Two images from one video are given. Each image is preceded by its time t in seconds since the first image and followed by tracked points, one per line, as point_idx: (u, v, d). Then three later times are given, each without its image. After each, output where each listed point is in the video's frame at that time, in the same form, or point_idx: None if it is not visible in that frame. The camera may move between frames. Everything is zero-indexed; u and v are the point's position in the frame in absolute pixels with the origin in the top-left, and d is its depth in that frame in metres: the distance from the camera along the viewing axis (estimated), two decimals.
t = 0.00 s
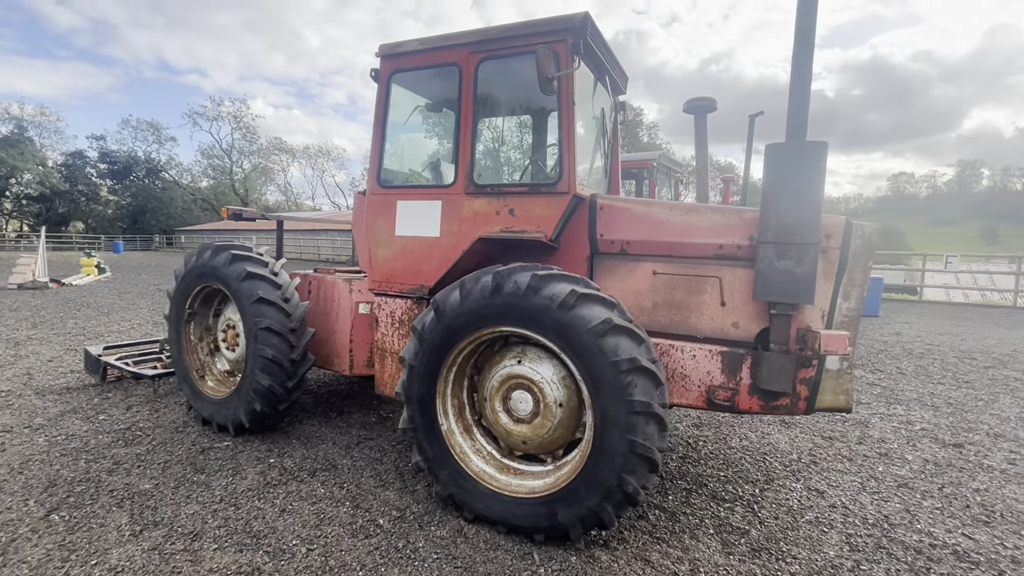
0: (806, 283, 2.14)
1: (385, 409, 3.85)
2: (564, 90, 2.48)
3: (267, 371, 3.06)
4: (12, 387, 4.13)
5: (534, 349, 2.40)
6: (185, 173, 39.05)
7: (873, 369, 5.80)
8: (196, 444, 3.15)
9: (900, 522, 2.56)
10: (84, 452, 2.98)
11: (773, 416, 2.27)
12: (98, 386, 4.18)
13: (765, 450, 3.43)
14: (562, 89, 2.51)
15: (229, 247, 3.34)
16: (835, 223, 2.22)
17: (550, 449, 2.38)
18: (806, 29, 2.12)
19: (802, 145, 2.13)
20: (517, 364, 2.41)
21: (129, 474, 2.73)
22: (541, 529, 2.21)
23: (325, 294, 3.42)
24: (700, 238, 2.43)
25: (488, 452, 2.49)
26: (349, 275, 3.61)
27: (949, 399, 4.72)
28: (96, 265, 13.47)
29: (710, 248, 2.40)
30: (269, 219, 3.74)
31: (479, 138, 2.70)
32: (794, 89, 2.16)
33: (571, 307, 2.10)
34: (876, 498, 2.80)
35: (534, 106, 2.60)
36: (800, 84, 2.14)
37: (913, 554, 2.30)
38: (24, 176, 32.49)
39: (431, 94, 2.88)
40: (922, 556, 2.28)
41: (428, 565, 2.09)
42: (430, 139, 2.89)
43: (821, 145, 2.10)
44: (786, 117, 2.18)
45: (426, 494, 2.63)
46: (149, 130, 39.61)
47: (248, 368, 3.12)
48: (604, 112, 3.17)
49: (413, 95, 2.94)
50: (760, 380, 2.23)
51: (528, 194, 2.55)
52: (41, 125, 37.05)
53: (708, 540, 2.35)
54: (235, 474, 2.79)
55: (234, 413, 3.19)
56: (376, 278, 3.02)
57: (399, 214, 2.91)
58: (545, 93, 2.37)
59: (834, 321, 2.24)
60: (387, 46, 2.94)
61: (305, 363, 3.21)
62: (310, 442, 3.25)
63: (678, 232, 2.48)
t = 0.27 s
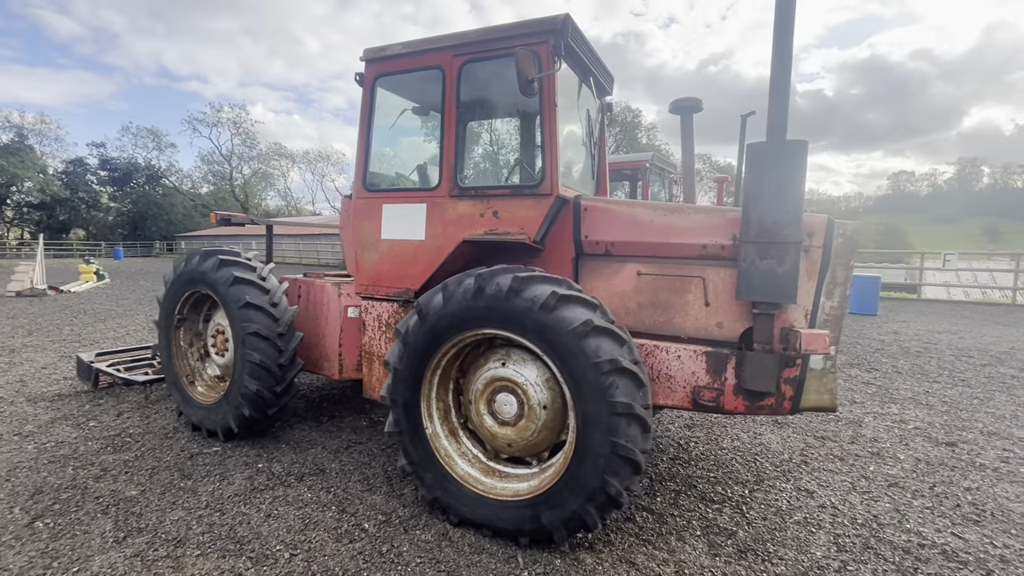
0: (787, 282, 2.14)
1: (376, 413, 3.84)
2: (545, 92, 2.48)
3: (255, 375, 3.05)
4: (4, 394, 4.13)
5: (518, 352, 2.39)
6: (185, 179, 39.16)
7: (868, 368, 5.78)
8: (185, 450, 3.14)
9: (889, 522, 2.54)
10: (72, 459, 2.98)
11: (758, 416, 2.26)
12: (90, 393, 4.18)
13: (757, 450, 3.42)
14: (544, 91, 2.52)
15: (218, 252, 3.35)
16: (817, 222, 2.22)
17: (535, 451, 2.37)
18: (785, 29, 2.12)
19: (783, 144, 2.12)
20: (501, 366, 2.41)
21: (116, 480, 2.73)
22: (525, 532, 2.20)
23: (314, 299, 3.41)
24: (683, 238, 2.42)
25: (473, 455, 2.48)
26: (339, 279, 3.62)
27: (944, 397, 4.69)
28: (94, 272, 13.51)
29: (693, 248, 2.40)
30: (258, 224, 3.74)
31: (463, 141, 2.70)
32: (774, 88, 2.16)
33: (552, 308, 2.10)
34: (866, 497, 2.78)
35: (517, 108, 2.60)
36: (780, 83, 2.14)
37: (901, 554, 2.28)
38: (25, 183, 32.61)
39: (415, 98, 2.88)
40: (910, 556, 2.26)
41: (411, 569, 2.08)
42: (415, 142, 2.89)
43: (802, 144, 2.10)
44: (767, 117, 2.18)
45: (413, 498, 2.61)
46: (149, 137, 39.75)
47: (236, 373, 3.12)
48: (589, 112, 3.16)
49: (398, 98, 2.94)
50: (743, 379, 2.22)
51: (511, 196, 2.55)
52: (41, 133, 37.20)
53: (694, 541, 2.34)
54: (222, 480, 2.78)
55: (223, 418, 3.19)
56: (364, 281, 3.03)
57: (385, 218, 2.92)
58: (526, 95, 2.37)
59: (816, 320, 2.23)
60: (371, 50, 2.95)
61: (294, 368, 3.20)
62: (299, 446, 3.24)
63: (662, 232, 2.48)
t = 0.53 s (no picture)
0: (772, 278, 2.13)
1: (368, 414, 3.83)
2: (528, 90, 2.48)
3: (243, 378, 3.05)
4: None
5: (503, 351, 2.38)
6: (184, 183, 39.22)
7: (865, 365, 5.75)
8: (175, 453, 3.13)
9: (879, 518, 2.52)
10: (61, 463, 2.97)
11: (744, 413, 2.24)
12: (82, 397, 4.18)
13: (749, 448, 3.40)
14: (527, 89, 2.51)
15: (206, 255, 3.35)
16: (801, 218, 2.22)
17: (521, 451, 2.36)
18: (767, 24, 2.12)
19: (765, 140, 2.11)
20: (486, 366, 2.40)
21: (104, 484, 2.72)
22: (511, 532, 2.19)
23: (303, 300, 3.39)
24: (669, 235, 2.41)
25: (460, 456, 2.47)
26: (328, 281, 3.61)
27: (939, 393, 4.67)
28: (93, 277, 13.53)
29: (679, 245, 2.39)
30: (247, 226, 3.74)
31: (447, 140, 2.69)
32: (756, 84, 2.15)
33: (535, 307, 2.09)
34: (857, 494, 2.76)
35: (500, 106, 2.60)
36: (762, 78, 2.13)
37: (890, 550, 2.26)
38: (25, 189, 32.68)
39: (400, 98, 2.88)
40: (899, 553, 2.25)
41: (396, 571, 2.07)
42: (400, 142, 2.89)
43: (784, 139, 2.08)
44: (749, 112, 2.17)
45: (401, 499, 2.60)
46: (148, 142, 39.79)
47: (225, 375, 3.11)
48: (575, 110, 3.15)
49: (384, 99, 2.94)
50: (730, 377, 2.20)
51: (496, 195, 2.54)
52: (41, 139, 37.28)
53: (682, 540, 2.32)
54: (210, 483, 2.77)
55: (213, 421, 3.18)
56: (351, 282, 3.02)
57: (371, 218, 2.91)
58: (508, 93, 2.37)
59: (802, 316, 2.22)
60: (357, 51, 2.95)
61: (283, 370, 3.19)
62: (289, 448, 3.23)
63: (647, 230, 2.47)
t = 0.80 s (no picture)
0: (760, 271, 2.11)
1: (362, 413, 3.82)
2: (515, 85, 2.47)
3: (235, 377, 3.04)
4: None
5: (492, 347, 2.37)
6: (184, 184, 39.24)
7: (862, 359, 5.73)
8: (167, 453, 3.13)
9: (872, 513, 2.51)
10: (52, 464, 2.97)
11: (735, 408, 2.23)
12: (77, 398, 4.18)
13: (743, 443, 3.39)
14: (514, 84, 2.50)
15: (196, 254, 3.34)
16: (789, 210, 2.21)
17: (511, 448, 2.35)
18: (753, 16, 2.10)
19: (752, 132, 2.10)
20: (475, 362, 2.38)
21: (95, 484, 2.72)
22: (500, 529, 2.18)
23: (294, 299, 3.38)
24: (657, 229, 2.40)
25: (450, 453, 2.46)
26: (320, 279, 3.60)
27: (936, 387, 4.66)
28: (92, 279, 13.54)
29: (668, 239, 2.37)
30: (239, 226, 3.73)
31: (435, 137, 2.68)
32: (743, 75, 2.13)
33: (521, 303, 2.08)
34: (850, 489, 2.75)
35: (488, 102, 2.59)
36: (749, 70, 2.11)
37: (882, 544, 2.25)
38: (24, 192, 32.71)
39: (388, 94, 2.87)
40: (891, 547, 2.23)
41: (384, 568, 2.06)
42: (389, 139, 2.88)
43: (771, 130, 2.07)
44: (737, 105, 2.15)
45: (392, 498, 2.59)
46: (147, 144, 39.80)
47: (216, 375, 3.10)
48: (565, 105, 3.14)
49: (372, 96, 2.93)
50: (719, 371, 2.19)
51: (484, 190, 2.53)
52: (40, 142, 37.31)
53: (673, 536, 2.31)
54: (201, 482, 2.76)
55: (205, 421, 3.17)
56: (342, 280, 3.02)
57: (361, 216, 2.90)
58: (495, 88, 2.36)
59: (791, 309, 2.21)
60: (344, 47, 2.94)
61: (275, 369, 3.19)
62: (281, 447, 3.22)
63: (636, 224, 2.45)
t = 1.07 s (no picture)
0: (753, 264, 2.12)
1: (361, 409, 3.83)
2: (508, 79, 2.47)
3: (232, 373, 3.05)
4: None
5: (487, 342, 2.37)
6: (185, 184, 39.31)
7: (862, 354, 5.73)
8: (166, 449, 3.14)
9: (867, 505, 2.51)
10: (52, 461, 2.99)
11: (729, 401, 2.23)
12: (77, 396, 4.20)
13: (741, 437, 3.39)
14: (508, 78, 2.50)
15: (193, 252, 3.35)
16: (782, 203, 2.20)
17: (506, 442, 2.36)
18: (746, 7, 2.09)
19: (745, 124, 2.09)
20: (470, 357, 2.39)
21: (94, 481, 2.74)
22: (495, 523, 2.19)
23: (291, 296, 3.39)
24: (651, 223, 2.40)
25: (446, 448, 2.47)
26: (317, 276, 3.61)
27: (935, 381, 4.65)
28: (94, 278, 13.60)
29: (662, 233, 2.37)
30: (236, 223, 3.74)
31: (429, 132, 2.68)
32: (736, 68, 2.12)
33: (514, 297, 2.08)
34: (846, 482, 2.75)
35: (481, 96, 2.59)
36: (741, 62, 2.10)
37: (876, 536, 2.25)
38: (26, 192, 32.79)
39: (382, 90, 2.87)
40: (885, 539, 2.24)
41: (380, 562, 2.07)
42: (383, 135, 2.87)
43: (764, 122, 2.06)
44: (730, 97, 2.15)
45: (388, 493, 2.60)
46: (148, 143, 39.84)
47: (214, 371, 3.11)
48: (559, 100, 3.14)
49: (366, 92, 2.93)
50: (713, 365, 2.19)
51: (478, 185, 2.54)
52: (42, 142, 37.39)
53: (668, 529, 2.32)
54: (199, 478, 2.78)
55: (203, 417, 3.18)
56: (338, 276, 3.03)
57: (356, 212, 2.91)
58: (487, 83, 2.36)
59: (784, 302, 2.21)
60: (338, 43, 2.93)
61: (273, 365, 3.20)
62: (279, 443, 3.23)
63: (630, 218, 2.45)
